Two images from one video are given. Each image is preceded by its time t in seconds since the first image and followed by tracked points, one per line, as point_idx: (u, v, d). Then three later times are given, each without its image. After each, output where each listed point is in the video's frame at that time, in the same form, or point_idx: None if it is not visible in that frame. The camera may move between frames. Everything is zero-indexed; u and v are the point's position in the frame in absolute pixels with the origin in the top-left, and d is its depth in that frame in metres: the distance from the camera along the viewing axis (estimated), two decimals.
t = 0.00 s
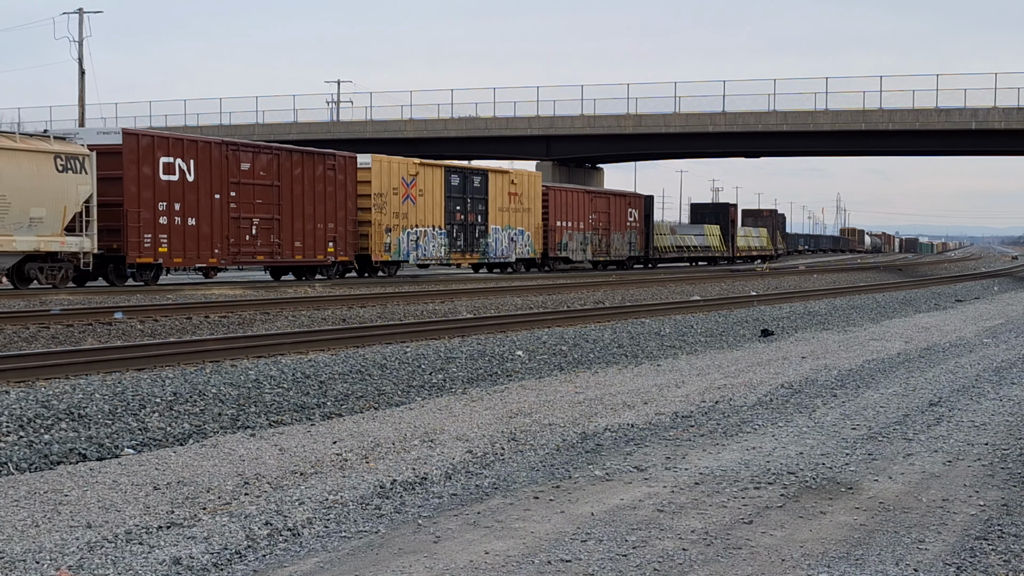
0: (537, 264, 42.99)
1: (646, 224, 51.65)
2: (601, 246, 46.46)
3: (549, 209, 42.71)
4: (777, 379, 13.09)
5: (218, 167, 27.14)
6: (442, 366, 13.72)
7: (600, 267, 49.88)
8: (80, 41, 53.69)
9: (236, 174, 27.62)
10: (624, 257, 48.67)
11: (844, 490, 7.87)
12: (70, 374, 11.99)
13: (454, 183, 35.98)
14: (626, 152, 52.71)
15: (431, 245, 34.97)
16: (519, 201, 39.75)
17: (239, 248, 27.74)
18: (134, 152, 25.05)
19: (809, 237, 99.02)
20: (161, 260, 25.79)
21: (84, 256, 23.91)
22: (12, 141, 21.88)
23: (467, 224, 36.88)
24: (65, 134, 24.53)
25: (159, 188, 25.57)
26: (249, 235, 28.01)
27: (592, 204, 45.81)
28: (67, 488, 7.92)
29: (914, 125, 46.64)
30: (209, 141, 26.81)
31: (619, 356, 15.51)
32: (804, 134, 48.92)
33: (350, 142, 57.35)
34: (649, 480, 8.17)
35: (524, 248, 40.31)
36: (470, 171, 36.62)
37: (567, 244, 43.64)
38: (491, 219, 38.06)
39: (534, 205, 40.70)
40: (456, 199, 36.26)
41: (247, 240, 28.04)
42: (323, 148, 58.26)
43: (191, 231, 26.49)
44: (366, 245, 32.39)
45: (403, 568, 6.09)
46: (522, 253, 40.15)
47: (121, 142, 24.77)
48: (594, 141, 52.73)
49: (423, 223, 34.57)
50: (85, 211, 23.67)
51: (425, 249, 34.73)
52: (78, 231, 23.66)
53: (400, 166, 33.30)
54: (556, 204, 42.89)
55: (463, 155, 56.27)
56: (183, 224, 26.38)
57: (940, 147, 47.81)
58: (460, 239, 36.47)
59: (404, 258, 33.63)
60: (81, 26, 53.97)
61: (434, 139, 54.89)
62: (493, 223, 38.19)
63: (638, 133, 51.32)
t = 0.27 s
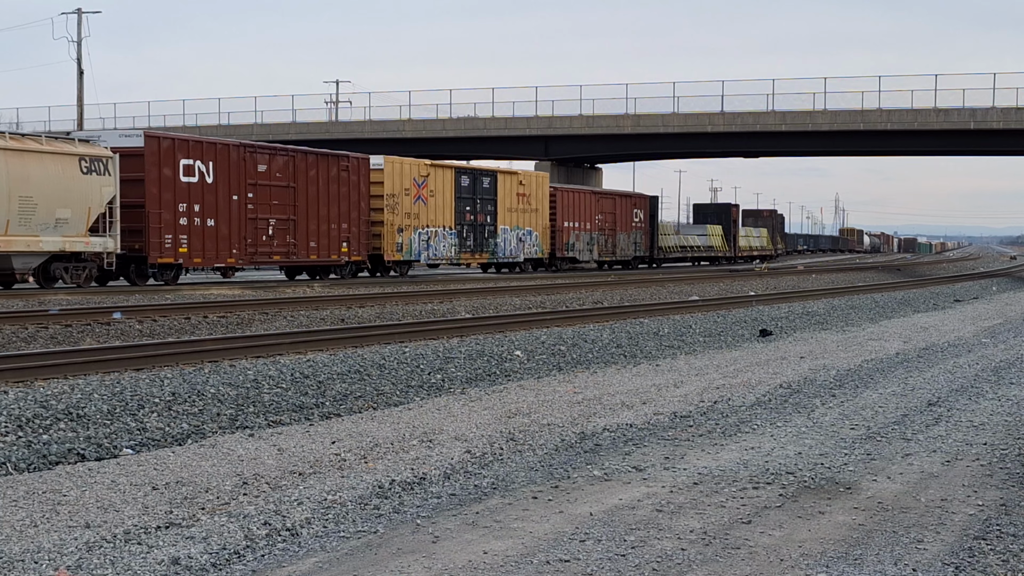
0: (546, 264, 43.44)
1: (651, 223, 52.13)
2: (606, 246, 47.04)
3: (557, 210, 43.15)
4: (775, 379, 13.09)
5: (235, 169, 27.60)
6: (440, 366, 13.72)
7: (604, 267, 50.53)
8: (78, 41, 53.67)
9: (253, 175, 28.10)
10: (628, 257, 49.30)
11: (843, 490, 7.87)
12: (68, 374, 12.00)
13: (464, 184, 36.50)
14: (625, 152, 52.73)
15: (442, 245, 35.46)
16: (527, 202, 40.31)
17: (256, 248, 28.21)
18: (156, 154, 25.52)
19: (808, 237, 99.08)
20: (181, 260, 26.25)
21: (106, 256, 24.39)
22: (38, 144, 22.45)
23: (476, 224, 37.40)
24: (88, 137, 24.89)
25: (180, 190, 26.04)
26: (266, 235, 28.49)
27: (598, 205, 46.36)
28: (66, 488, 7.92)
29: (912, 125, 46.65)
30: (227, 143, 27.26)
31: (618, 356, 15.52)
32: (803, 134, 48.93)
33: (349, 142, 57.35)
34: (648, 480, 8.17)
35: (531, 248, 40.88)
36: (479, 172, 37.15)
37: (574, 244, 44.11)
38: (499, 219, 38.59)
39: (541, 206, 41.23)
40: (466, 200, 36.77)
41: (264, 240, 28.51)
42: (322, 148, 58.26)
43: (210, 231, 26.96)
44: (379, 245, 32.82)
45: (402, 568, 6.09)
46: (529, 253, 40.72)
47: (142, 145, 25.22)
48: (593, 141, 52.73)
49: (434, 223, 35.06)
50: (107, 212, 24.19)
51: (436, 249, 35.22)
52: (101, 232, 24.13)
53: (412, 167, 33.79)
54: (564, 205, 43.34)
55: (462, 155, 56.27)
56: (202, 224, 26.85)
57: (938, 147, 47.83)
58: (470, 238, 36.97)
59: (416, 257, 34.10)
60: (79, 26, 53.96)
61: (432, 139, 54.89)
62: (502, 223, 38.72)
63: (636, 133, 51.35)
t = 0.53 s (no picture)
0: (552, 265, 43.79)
1: (656, 223, 52.45)
2: (612, 246, 47.41)
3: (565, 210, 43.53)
4: (774, 379, 13.09)
5: (252, 170, 27.87)
6: (439, 366, 13.72)
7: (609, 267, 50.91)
8: (76, 41, 53.74)
9: (270, 176, 28.37)
10: (634, 257, 49.68)
11: (842, 490, 7.87)
12: (67, 374, 12.00)
13: (474, 185, 36.88)
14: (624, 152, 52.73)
15: (452, 245, 35.85)
16: (535, 202, 40.70)
17: (272, 249, 28.51)
18: (176, 156, 25.77)
19: (807, 237, 99.08)
20: (200, 260, 26.50)
21: (129, 256, 24.64)
22: (63, 146, 22.68)
23: (486, 224, 37.84)
24: (112, 139, 25.18)
25: (199, 191, 26.29)
26: (282, 235, 28.77)
27: (604, 206, 46.72)
28: (65, 488, 7.92)
29: (911, 125, 46.66)
30: (245, 145, 27.53)
31: (616, 356, 15.52)
32: (802, 134, 48.93)
33: (348, 142, 57.37)
34: (647, 480, 8.17)
35: (540, 248, 41.23)
36: (489, 173, 37.53)
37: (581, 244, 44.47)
38: (509, 219, 38.99)
39: (549, 206, 41.60)
40: (475, 200, 37.17)
41: (280, 240, 28.79)
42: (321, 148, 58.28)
43: (229, 232, 27.24)
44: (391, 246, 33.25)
45: (401, 568, 6.09)
46: (538, 252, 41.02)
47: (163, 147, 25.45)
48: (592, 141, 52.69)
49: (444, 223, 35.45)
50: (129, 213, 24.45)
51: (446, 249, 35.61)
52: (123, 233, 24.36)
53: (423, 168, 34.17)
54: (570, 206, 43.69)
55: (460, 155, 56.27)
56: (220, 225, 27.10)
57: (937, 147, 47.82)
58: (480, 239, 37.38)
59: (427, 257, 34.50)
60: (78, 26, 54.03)
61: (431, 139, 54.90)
62: (511, 224, 39.10)
63: (635, 133, 51.37)
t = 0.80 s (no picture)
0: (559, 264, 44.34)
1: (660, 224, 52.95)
2: (618, 246, 47.85)
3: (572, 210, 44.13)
4: (773, 379, 13.08)
5: (269, 171, 28.70)
6: (438, 366, 13.71)
7: (613, 266, 51.41)
8: (75, 41, 53.74)
9: (286, 177, 29.20)
10: (639, 257, 50.14)
11: (840, 490, 7.87)
12: (65, 374, 11.99)
13: (483, 186, 37.73)
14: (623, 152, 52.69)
15: (462, 245, 36.67)
16: (542, 203, 41.50)
17: (288, 248, 29.31)
18: (196, 158, 26.59)
19: (807, 237, 98.97)
20: (218, 259, 27.33)
21: (151, 256, 25.41)
22: (87, 148, 23.44)
23: (495, 224, 38.69)
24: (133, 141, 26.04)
25: (218, 192, 27.09)
26: (298, 235, 29.58)
27: (610, 206, 47.14)
28: (63, 488, 7.91)
29: (910, 125, 46.67)
30: (262, 146, 28.36)
31: (615, 356, 15.50)
32: (801, 134, 48.94)
33: (347, 142, 57.37)
34: (645, 480, 8.17)
35: (546, 248, 42.01)
36: (497, 175, 38.36)
37: (587, 244, 45.01)
38: (517, 220, 39.82)
39: (556, 206, 42.40)
40: (484, 201, 38.02)
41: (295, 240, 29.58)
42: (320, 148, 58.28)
43: (246, 232, 28.04)
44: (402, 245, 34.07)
45: (400, 568, 6.09)
46: (545, 252, 41.84)
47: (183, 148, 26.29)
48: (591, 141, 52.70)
49: (454, 224, 36.28)
50: (150, 213, 25.18)
51: (456, 248, 36.42)
52: (145, 233, 25.13)
53: (434, 169, 34.99)
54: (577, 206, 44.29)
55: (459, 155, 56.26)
56: (238, 225, 27.92)
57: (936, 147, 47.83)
58: (489, 239, 38.21)
59: (437, 257, 35.33)
60: (76, 26, 54.05)
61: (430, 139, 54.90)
62: (519, 224, 39.95)
63: (634, 133, 51.40)
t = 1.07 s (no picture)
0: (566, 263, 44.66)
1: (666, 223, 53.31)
2: (623, 246, 48.14)
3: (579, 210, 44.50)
4: (772, 378, 13.07)
5: (286, 173, 29.12)
6: (437, 366, 13.70)
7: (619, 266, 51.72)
8: (74, 41, 53.71)
9: (301, 178, 29.64)
10: (644, 256, 50.44)
11: (839, 490, 7.86)
12: (64, 374, 11.98)
13: (493, 187, 38.19)
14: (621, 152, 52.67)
15: (471, 245, 37.13)
16: (551, 204, 41.91)
17: (304, 248, 29.79)
18: (215, 159, 26.93)
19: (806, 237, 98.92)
20: (237, 259, 27.77)
21: (171, 256, 26.00)
22: (110, 151, 24.09)
23: (504, 224, 39.13)
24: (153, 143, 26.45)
25: (236, 193, 27.49)
26: (313, 235, 30.05)
27: (616, 206, 47.43)
28: (62, 488, 7.91)
29: (909, 125, 46.68)
30: (278, 148, 28.75)
31: (614, 356, 15.50)
32: (799, 134, 48.96)
33: (346, 142, 57.38)
34: (645, 480, 8.17)
35: (554, 247, 42.41)
36: (507, 175, 38.82)
37: (593, 244, 45.34)
38: (526, 220, 40.24)
39: (564, 207, 42.75)
40: (494, 202, 38.47)
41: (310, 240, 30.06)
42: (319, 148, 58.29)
43: (263, 232, 28.47)
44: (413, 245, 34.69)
45: (399, 567, 6.08)
46: (552, 252, 42.24)
47: (203, 151, 26.66)
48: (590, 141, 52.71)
49: (464, 224, 36.74)
50: (172, 214, 25.76)
51: (465, 248, 36.89)
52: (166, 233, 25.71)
53: (445, 170, 35.49)
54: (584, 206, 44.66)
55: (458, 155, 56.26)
56: (256, 225, 28.35)
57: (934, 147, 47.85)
58: (498, 239, 38.66)
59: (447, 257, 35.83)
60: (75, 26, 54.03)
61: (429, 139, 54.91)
62: (528, 224, 40.37)
63: (632, 133, 51.41)
